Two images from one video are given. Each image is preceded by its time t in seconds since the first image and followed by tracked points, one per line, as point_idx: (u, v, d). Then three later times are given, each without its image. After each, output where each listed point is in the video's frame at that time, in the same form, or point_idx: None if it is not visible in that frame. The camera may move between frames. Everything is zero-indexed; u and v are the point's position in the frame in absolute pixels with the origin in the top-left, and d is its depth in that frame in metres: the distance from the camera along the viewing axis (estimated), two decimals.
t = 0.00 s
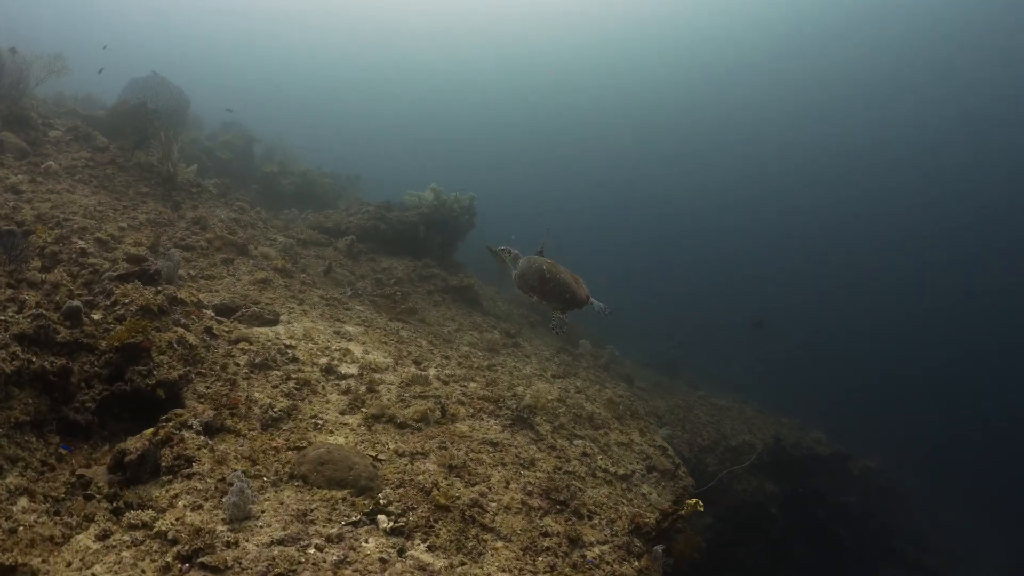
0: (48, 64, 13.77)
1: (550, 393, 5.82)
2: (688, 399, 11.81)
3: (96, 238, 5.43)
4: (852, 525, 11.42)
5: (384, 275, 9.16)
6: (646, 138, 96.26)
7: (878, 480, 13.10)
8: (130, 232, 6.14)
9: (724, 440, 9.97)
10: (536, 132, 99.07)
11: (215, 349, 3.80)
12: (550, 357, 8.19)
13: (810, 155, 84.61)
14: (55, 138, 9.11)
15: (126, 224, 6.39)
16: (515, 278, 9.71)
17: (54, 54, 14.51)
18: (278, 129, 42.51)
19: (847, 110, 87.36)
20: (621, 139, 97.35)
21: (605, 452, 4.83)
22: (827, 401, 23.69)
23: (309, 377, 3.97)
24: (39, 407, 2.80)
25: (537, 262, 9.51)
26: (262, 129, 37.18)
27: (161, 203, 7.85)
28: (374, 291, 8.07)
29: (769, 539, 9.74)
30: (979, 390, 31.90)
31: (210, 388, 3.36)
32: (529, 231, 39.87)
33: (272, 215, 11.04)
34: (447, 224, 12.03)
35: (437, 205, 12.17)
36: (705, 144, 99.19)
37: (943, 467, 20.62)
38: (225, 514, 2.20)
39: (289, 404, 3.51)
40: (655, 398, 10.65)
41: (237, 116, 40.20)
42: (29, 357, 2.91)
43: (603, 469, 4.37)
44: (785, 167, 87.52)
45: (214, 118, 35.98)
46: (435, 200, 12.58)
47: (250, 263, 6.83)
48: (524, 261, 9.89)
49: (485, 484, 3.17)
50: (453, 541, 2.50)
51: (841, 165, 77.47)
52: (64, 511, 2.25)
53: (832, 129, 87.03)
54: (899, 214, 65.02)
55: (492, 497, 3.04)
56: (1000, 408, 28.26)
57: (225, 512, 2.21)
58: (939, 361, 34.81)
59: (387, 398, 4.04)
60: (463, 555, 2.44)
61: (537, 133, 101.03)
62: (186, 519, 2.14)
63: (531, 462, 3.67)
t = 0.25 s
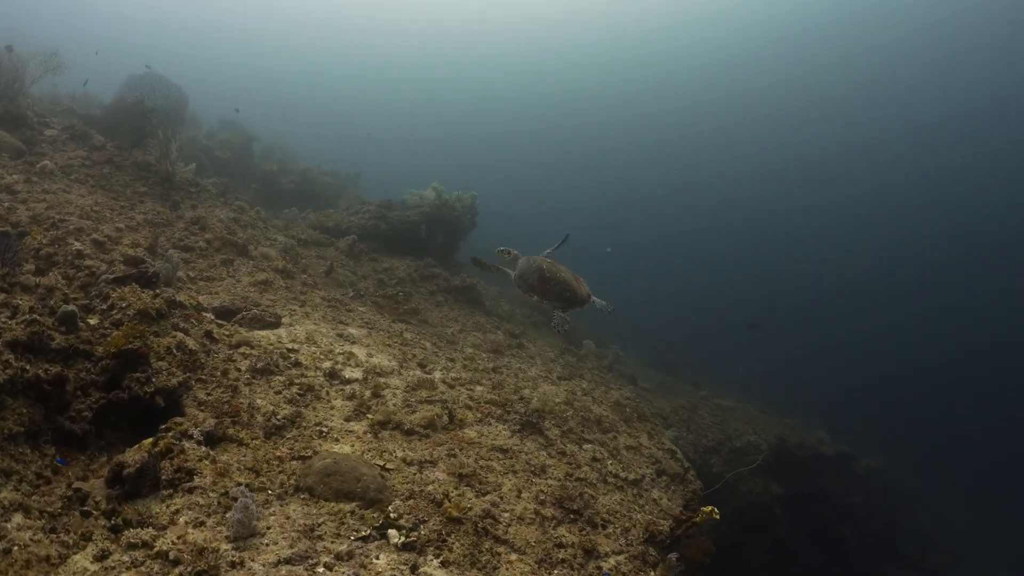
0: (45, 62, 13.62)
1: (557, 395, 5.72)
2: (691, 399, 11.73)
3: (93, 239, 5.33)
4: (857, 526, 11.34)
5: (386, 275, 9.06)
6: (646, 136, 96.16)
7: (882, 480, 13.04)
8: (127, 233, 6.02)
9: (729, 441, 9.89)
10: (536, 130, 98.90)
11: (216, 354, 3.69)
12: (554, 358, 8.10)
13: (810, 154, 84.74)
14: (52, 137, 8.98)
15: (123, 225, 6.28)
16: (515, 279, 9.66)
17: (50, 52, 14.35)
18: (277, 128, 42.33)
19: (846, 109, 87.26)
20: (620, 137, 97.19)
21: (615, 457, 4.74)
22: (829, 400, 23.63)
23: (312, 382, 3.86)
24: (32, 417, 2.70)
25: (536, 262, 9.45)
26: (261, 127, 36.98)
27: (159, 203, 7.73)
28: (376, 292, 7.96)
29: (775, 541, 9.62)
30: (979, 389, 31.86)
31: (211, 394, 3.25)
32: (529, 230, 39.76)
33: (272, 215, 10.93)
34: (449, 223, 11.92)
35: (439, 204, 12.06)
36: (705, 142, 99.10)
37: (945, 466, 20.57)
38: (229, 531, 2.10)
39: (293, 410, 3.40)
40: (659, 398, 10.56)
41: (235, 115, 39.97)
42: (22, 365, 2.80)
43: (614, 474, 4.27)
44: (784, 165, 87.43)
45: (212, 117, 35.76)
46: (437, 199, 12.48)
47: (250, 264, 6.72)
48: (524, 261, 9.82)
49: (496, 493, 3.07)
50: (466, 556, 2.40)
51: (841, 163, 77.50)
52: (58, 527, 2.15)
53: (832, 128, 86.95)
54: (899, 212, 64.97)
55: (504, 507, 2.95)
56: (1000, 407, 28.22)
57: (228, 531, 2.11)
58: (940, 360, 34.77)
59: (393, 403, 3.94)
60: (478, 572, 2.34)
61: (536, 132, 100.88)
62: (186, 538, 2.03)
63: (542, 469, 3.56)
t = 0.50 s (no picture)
0: (42, 58, 13.45)
1: (563, 399, 5.61)
2: (695, 400, 11.64)
3: (89, 239, 5.21)
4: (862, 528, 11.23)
5: (388, 275, 8.95)
6: (646, 136, 96.05)
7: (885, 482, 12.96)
8: (124, 232, 5.90)
9: (733, 444, 9.79)
10: (536, 130, 98.79)
11: (216, 358, 3.58)
12: (558, 360, 8.00)
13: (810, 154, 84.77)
14: (48, 134, 8.84)
15: (121, 224, 6.16)
16: (514, 277, 9.62)
17: (47, 48, 14.18)
18: (277, 126, 42.16)
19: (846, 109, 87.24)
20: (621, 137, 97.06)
21: (625, 463, 4.63)
22: (830, 400, 23.58)
23: (316, 388, 3.75)
24: (25, 426, 2.59)
25: (536, 260, 9.37)
26: (260, 126, 36.83)
27: (157, 202, 7.59)
28: (378, 293, 7.85)
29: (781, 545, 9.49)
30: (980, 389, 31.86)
31: (211, 401, 3.13)
32: (530, 230, 39.66)
33: (271, 214, 10.80)
34: (452, 222, 11.79)
35: (441, 203, 11.94)
36: (705, 142, 99.11)
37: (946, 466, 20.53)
38: (232, 550, 1.99)
39: (296, 417, 3.28)
40: (663, 400, 10.46)
41: (234, 113, 39.72)
42: (14, 372, 2.69)
43: (624, 482, 4.16)
44: (784, 165, 87.39)
45: (211, 114, 35.51)
46: (439, 198, 12.36)
47: (250, 263, 6.60)
48: (524, 260, 9.76)
49: (508, 504, 2.97)
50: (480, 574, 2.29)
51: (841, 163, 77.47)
52: (52, 545, 2.04)
53: (832, 128, 86.93)
54: (899, 212, 64.97)
55: (516, 519, 2.84)
56: (1001, 408, 28.19)
57: (231, 550, 2.00)
58: (940, 361, 34.76)
59: (399, 409, 3.82)
60: None
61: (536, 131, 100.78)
62: (186, 559, 1.92)
63: (553, 478, 3.46)
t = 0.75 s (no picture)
0: (36, 56, 13.26)
1: (570, 403, 5.50)
2: (698, 401, 11.56)
3: (85, 240, 5.10)
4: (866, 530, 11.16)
5: (388, 276, 8.84)
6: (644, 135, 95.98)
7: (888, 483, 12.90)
8: (120, 234, 5.78)
9: (738, 445, 9.71)
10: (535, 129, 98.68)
11: (215, 364, 3.47)
12: (562, 362, 7.90)
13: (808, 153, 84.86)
14: (43, 133, 8.69)
15: (117, 225, 6.03)
16: (511, 274, 9.62)
17: (42, 46, 13.98)
18: (276, 126, 41.94)
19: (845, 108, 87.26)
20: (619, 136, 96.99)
21: (634, 469, 4.54)
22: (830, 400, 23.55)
23: (318, 394, 3.63)
24: (16, 439, 2.49)
25: (534, 256, 9.31)
26: (259, 125, 36.62)
27: (154, 202, 7.46)
28: (379, 294, 7.74)
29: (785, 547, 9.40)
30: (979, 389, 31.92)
31: (210, 409, 3.02)
32: (530, 229, 39.54)
33: (270, 214, 10.66)
34: (452, 222, 11.66)
35: (441, 202, 11.81)
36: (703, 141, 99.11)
37: (946, 466, 20.54)
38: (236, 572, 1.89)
39: (299, 425, 3.17)
40: (666, 401, 10.36)
41: (232, 112, 39.46)
42: (4, 382, 2.59)
43: (635, 489, 4.08)
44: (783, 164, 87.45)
45: (208, 113, 35.24)
46: (440, 197, 12.24)
47: (249, 265, 6.48)
48: (521, 256, 9.71)
49: (520, 516, 2.86)
50: None
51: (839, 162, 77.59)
52: (44, 567, 1.94)
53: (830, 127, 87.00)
54: (897, 211, 65.06)
55: (529, 532, 2.74)
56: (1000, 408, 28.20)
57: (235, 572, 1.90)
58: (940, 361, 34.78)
59: (404, 416, 3.72)
60: None
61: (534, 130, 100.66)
62: None
63: (564, 488, 3.37)
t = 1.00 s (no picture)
0: (30, 55, 13.08)
1: (576, 407, 5.41)
2: (701, 402, 11.49)
3: (80, 244, 4.98)
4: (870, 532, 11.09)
5: (389, 277, 8.73)
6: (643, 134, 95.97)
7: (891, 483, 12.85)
8: (116, 237, 5.66)
9: (742, 447, 9.64)
10: (533, 128, 98.60)
11: (215, 372, 3.35)
12: (566, 363, 7.81)
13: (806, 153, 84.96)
14: (37, 133, 8.55)
15: (113, 227, 5.91)
16: (509, 269, 9.58)
17: (36, 45, 13.81)
18: (274, 125, 41.70)
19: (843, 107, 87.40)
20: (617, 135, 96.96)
21: (644, 475, 4.46)
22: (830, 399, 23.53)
23: (322, 402, 3.53)
24: (8, 454, 2.39)
25: (532, 252, 9.25)
26: (257, 125, 36.43)
27: (151, 204, 7.33)
28: (380, 296, 7.64)
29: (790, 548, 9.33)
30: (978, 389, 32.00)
31: (210, 419, 2.91)
32: (529, 229, 39.44)
33: (269, 215, 10.53)
34: (453, 222, 11.54)
35: (442, 202, 11.69)
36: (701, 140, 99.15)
37: (947, 466, 20.55)
38: None
39: (303, 435, 3.07)
40: (670, 402, 10.28)
41: (229, 112, 39.22)
42: None
43: (646, 497, 3.99)
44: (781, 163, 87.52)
45: (206, 113, 35.00)
46: (440, 197, 12.12)
47: (248, 267, 6.37)
48: (519, 251, 9.67)
49: (533, 529, 2.77)
50: None
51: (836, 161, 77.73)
52: None
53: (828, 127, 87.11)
54: (895, 210, 65.21)
55: (544, 546, 2.64)
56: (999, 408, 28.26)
57: None
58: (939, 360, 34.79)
59: (410, 424, 3.61)
60: None
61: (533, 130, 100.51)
62: None
63: (576, 498, 3.28)
